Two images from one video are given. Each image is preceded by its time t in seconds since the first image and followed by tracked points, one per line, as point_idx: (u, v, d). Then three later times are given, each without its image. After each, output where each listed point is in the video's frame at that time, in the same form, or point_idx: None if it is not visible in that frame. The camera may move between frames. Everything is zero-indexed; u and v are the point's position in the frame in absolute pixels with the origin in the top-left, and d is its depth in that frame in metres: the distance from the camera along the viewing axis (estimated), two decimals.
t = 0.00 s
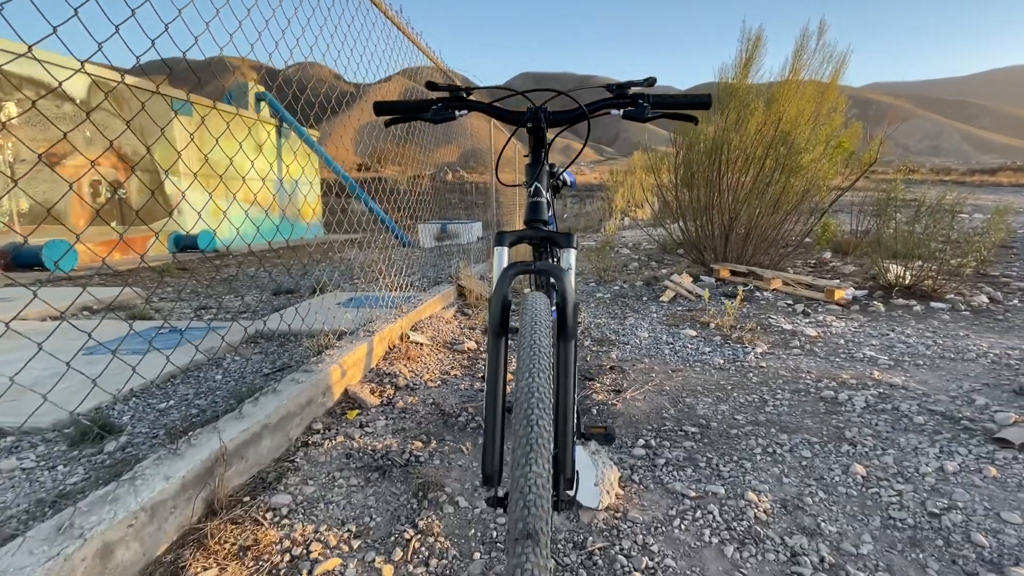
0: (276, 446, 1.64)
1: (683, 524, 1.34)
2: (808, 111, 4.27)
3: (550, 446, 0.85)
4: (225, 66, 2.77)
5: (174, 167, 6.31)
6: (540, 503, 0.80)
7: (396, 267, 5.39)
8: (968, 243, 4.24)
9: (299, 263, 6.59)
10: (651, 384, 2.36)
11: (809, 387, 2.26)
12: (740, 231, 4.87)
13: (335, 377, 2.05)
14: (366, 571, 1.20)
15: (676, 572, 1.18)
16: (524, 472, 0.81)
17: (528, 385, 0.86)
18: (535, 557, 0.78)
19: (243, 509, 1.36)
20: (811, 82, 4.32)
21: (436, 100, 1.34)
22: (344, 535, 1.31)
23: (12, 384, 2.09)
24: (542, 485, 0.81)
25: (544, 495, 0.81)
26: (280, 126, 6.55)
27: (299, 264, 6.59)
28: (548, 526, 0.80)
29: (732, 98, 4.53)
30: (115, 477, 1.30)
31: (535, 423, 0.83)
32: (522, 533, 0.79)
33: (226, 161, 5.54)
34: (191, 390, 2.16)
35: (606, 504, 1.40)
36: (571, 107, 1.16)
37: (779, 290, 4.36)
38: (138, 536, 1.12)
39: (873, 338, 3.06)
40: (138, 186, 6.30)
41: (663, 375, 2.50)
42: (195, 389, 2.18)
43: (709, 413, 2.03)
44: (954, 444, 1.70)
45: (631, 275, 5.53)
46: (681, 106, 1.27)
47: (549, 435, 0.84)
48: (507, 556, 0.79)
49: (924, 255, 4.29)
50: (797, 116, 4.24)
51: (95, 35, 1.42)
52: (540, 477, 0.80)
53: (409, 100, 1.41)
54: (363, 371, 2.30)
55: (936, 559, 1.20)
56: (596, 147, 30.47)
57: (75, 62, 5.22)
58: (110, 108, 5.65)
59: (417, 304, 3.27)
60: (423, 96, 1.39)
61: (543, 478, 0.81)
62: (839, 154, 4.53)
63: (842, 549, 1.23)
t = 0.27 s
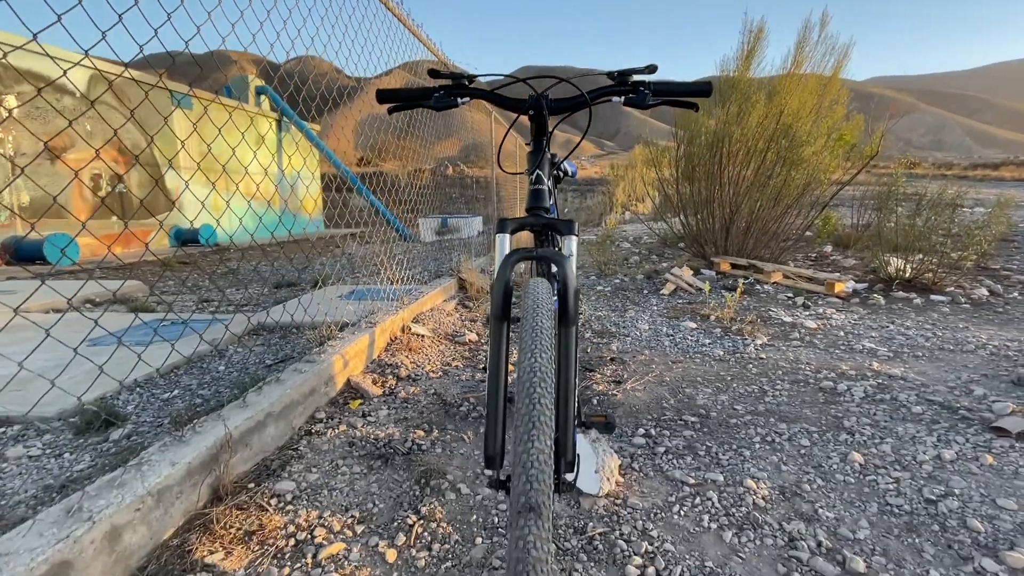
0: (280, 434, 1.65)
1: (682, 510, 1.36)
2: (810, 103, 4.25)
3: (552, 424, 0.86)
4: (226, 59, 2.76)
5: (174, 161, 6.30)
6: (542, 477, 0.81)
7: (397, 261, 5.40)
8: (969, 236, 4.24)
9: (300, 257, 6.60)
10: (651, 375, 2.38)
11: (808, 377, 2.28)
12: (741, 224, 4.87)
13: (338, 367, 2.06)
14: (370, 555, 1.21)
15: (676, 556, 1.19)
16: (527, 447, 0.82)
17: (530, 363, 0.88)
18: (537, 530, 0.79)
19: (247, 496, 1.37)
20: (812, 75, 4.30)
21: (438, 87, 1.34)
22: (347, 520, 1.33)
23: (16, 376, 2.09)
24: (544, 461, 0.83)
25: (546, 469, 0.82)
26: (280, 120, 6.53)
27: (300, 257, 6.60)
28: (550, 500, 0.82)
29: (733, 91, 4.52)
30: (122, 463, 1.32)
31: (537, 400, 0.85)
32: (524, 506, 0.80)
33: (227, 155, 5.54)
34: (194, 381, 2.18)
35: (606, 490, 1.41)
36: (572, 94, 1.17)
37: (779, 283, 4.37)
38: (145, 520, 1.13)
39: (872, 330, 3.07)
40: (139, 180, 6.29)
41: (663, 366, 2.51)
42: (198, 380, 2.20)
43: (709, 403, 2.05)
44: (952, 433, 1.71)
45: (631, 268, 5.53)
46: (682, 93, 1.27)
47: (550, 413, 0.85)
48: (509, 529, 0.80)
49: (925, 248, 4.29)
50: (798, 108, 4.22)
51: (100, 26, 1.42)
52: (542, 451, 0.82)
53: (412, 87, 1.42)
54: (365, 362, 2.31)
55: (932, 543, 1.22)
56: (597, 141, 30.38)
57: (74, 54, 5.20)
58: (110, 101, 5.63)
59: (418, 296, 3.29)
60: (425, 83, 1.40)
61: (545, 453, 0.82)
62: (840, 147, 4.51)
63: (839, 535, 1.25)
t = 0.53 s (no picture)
0: (284, 425, 1.67)
1: (683, 499, 1.37)
2: (812, 99, 4.24)
3: (554, 405, 0.88)
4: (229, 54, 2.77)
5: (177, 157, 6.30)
6: (545, 454, 0.84)
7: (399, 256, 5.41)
8: (972, 231, 4.24)
9: (303, 253, 6.62)
10: (653, 368, 2.39)
11: (810, 371, 2.28)
12: (743, 219, 4.87)
13: (341, 359, 2.07)
14: (374, 542, 1.23)
15: (677, 543, 1.20)
16: (530, 426, 0.85)
17: (533, 346, 0.90)
18: (540, 503, 0.82)
19: (252, 484, 1.39)
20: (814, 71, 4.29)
21: (443, 78, 1.35)
22: (351, 508, 1.34)
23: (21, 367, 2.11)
24: (546, 438, 0.85)
25: (549, 446, 0.85)
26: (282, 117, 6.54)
27: (303, 253, 6.61)
28: (552, 475, 0.85)
29: (735, 87, 4.51)
30: (129, 450, 1.33)
31: (540, 381, 0.87)
32: (527, 481, 0.83)
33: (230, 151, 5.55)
34: (198, 373, 2.19)
35: (607, 479, 1.42)
36: (575, 83, 1.17)
37: (781, 279, 4.37)
38: (152, 505, 1.15)
39: (874, 325, 3.07)
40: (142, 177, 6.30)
41: (665, 360, 2.52)
42: (203, 371, 2.21)
43: (710, 396, 2.06)
44: (952, 425, 1.72)
45: (633, 264, 5.54)
46: (684, 83, 1.27)
47: (553, 394, 0.87)
48: (514, 503, 0.83)
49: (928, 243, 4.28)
50: (801, 104, 4.22)
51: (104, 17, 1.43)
52: (544, 430, 0.84)
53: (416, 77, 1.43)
54: (368, 354, 2.33)
55: (931, 531, 1.23)
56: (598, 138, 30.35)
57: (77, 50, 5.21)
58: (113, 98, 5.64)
59: (420, 290, 3.30)
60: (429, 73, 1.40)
61: (547, 431, 0.85)
62: (843, 142, 4.51)
63: (839, 523, 1.26)
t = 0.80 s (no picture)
0: (290, 418, 1.68)
1: (686, 492, 1.37)
2: (817, 97, 4.20)
3: (558, 388, 0.88)
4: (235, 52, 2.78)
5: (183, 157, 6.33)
6: (549, 434, 0.84)
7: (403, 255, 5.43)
8: (978, 230, 4.21)
9: (307, 252, 6.65)
10: (657, 365, 2.39)
11: (814, 368, 2.28)
12: (747, 218, 4.86)
13: (345, 354, 2.08)
14: (378, 532, 1.23)
15: (680, 535, 1.21)
16: (534, 406, 0.85)
17: (536, 329, 0.90)
18: (544, 482, 0.82)
19: (258, 475, 1.40)
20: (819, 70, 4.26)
21: (447, 70, 1.35)
22: (356, 500, 1.35)
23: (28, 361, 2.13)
24: (550, 419, 0.86)
25: (552, 427, 0.85)
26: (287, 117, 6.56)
27: (307, 252, 6.64)
28: (556, 456, 0.85)
29: (740, 86, 4.50)
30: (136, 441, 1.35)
31: (543, 363, 0.87)
32: (530, 460, 0.83)
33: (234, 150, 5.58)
34: (204, 367, 2.21)
35: (610, 473, 1.43)
36: (579, 75, 1.17)
37: (785, 278, 4.36)
38: (159, 495, 1.16)
39: (879, 323, 3.06)
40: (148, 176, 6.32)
41: (669, 357, 2.52)
42: (209, 366, 2.23)
43: (713, 392, 2.06)
44: (957, 421, 1.71)
45: (637, 263, 5.54)
46: (687, 75, 1.27)
47: (555, 377, 0.88)
48: (517, 482, 0.83)
49: (934, 242, 4.26)
50: (806, 102, 4.19)
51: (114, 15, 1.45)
52: (548, 411, 0.85)
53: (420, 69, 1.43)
54: (373, 350, 2.34)
55: (935, 525, 1.23)
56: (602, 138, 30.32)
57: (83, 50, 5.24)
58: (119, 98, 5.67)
59: (424, 287, 3.31)
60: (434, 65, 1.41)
61: (551, 413, 0.85)
62: (847, 142, 4.41)
63: (842, 516, 1.26)
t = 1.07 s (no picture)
0: (295, 411, 1.69)
1: (691, 487, 1.37)
2: (824, 99, 4.18)
3: (560, 368, 0.89)
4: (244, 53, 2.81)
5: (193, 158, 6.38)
6: (551, 411, 0.85)
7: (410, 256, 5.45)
8: (990, 232, 4.17)
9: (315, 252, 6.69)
10: (662, 364, 2.39)
11: (822, 367, 2.27)
12: (755, 219, 4.84)
13: (351, 350, 2.09)
14: (382, 523, 1.24)
15: (684, 529, 1.20)
16: (536, 385, 0.86)
17: (540, 311, 0.91)
18: (546, 460, 0.84)
19: (264, 466, 1.41)
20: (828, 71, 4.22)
21: (453, 60, 1.36)
22: (360, 491, 1.36)
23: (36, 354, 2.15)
24: (553, 397, 0.86)
25: (555, 405, 0.86)
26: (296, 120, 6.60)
27: (315, 253, 6.68)
28: (558, 433, 0.86)
29: (747, 86, 4.48)
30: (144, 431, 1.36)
31: (546, 343, 0.88)
32: (534, 438, 0.85)
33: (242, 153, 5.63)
34: (212, 363, 2.23)
35: (614, 467, 1.43)
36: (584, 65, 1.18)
37: (793, 279, 4.33)
38: (167, 483, 1.17)
39: (888, 324, 3.04)
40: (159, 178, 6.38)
41: (675, 356, 2.51)
42: (216, 361, 2.24)
43: (719, 390, 2.05)
44: (967, 419, 1.70)
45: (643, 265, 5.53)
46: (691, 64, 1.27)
47: (558, 357, 0.88)
48: (521, 459, 0.85)
49: (945, 244, 4.22)
50: (814, 103, 4.16)
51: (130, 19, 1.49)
52: (550, 389, 0.85)
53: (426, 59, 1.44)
54: (378, 347, 2.34)
55: (943, 521, 1.21)
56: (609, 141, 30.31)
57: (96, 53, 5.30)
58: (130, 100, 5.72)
59: (430, 286, 3.32)
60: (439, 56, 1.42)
61: (553, 391, 0.86)
62: (856, 141, 4.41)
63: (848, 512, 1.25)
